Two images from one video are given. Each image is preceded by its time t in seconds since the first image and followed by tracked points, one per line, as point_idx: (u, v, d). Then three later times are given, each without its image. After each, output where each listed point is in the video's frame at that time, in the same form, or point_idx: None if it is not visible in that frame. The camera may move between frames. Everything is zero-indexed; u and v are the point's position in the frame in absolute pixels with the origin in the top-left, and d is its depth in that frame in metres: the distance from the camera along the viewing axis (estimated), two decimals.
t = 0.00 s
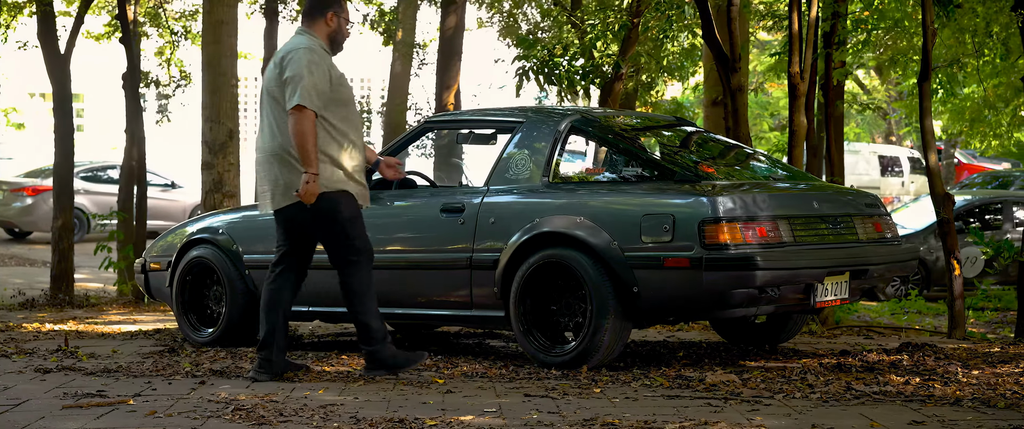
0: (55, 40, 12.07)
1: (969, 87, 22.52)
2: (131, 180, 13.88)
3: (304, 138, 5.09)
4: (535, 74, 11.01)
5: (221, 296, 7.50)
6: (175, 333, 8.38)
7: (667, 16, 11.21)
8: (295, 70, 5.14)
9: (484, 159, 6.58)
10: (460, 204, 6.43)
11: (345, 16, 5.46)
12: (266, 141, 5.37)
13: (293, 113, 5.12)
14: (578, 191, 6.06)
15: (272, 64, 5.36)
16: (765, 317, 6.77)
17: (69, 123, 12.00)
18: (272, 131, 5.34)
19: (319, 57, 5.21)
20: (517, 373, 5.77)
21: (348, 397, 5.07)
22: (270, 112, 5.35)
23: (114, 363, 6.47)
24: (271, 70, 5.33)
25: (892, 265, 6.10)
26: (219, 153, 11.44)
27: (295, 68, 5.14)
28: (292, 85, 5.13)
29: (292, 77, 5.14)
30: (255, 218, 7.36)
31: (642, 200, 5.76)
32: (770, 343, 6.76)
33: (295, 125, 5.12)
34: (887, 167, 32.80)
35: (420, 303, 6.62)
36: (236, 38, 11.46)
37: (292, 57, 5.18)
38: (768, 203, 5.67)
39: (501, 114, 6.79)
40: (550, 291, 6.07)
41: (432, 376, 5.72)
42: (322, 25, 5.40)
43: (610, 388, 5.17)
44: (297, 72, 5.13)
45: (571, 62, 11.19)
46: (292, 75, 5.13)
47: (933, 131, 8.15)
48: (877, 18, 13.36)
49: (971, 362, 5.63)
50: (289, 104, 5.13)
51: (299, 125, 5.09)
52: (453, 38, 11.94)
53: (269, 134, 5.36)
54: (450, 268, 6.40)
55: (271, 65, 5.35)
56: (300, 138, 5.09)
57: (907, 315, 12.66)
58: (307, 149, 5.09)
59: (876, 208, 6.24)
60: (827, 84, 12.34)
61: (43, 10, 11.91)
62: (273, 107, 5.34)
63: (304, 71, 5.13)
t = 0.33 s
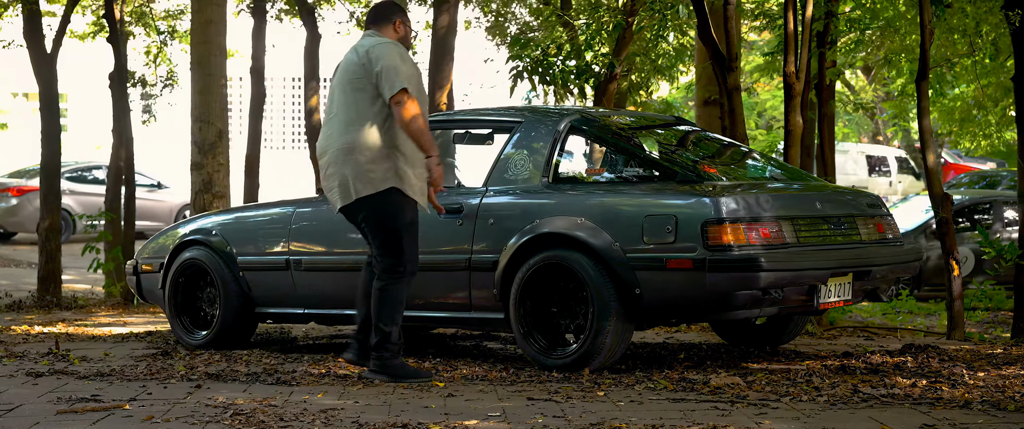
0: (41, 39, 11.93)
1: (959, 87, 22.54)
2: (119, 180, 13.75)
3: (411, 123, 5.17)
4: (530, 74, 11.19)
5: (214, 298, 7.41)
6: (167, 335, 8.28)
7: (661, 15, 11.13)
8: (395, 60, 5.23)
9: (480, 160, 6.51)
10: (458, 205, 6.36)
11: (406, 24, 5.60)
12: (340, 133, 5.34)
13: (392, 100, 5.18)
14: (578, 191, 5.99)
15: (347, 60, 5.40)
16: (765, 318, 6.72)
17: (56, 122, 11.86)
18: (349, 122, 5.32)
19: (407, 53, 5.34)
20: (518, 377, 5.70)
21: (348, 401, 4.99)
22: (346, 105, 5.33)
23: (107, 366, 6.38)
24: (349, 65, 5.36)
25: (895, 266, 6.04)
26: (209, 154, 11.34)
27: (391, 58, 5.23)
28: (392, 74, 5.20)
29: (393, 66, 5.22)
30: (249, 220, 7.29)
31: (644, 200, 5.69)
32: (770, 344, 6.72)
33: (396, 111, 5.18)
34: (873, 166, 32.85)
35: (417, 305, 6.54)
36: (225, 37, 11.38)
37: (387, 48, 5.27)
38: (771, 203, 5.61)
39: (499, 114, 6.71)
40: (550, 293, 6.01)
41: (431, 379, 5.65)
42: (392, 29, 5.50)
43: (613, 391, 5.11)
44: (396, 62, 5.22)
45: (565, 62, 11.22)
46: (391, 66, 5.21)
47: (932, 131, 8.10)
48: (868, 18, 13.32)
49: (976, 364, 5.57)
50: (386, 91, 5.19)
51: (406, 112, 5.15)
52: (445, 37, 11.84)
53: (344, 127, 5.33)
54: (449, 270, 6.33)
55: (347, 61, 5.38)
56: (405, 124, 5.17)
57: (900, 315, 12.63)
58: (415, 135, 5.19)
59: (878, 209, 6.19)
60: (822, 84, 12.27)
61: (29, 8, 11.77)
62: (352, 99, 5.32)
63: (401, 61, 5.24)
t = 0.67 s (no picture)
0: (27, 38, 11.79)
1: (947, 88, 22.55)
2: (107, 181, 13.64)
3: (467, 115, 5.14)
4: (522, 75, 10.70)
5: (208, 300, 7.33)
6: (159, 337, 8.19)
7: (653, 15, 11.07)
8: (445, 56, 5.25)
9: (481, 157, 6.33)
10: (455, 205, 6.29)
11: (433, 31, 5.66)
12: (388, 130, 5.27)
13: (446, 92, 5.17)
14: (578, 192, 5.93)
15: (390, 57, 5.37)
16: (764, 319, 6.69)
17: (44, 122, 11.74)
18: (397, 119, 5.25)
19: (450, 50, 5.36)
20: (518, 379, 5.65)
21: (348, 404, 4.92)
22: (392, 101, 5.28)
23: (99, 369, 6.29)
24: (395, 61, 5.33)
25: (896, 267, 6.00)
26: (198, 154, 11.24)
27: (440, 53, 5.25)
28: (444, 70, 5.20)
29: (443, 61, 5.22)
30: (242, 221, 7.21)
31: (645, 201, 5.64)
32: (770, 346, 6.69)
33: (449, 105, 5.15)
34: (860, 167, 32.90)
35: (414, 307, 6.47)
36: (213, 37, 11.20)
37: (435, 45, 5.27)
38: (773, 203, 5.56)
39: (496, 113, 6.64)
40: (551, 294, 5.95)
41: (431, 382, 5.58)
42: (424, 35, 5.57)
43: (616, 394, 5.06)
44: (446, 58, 5.24)
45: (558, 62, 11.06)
46: (442, 61, 5.22)
47: (928, 131, 8.06)
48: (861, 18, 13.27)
49: (979, 365, 5.53)
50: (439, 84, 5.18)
51: (464, 104, 5.13)
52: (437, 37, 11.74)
53: (392, 122, 5.26)
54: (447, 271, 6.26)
55: (391, 58, 5.35)
56: (460, 117, 5.14)
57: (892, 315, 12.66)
58: (470, 127, 5.13)
59: (879, 209, 6.15)
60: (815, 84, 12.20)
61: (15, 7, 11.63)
62: (399, 94, 5.27)
63: (449, 56, 5.27)
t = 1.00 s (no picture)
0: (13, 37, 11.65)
1: (936, 88, 22.57)
2: (94, 181, 13.51)
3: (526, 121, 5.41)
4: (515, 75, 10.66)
5: (201, 301, 7.24)
6: (150, 339, 8.09)
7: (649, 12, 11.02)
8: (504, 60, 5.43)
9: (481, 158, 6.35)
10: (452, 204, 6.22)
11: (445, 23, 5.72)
12: (456, 128, 5.32)
13: (513, 95, 5.38)
14: (579, 192, 5.87)
15: (445, 52, 5.38)
16: (764, 321, 6.64)
17: (30, 122, 11.60)
18: (464, 118, 5.33)
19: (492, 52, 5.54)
20: (519, 382, 5.59)
21: (348, 407, 4.85)
22: (456, 99, 5.34)
23: (92, 372, 6.20)
24: (456, 57, 5.36)
25: (900, 268, 5.95)
26: (187, 154, 11.14)
27: (500, 55, 5.42)
28: (507, 74, 5.40)
29: (505, 65, 5.41)
30: (236, 222, 7.11)
31: (648, 201, 5.58)
32: (769, 348, 6.64)
33: (516, 109, 5.37)
34: (845, 167, 32.94)
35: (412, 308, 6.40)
36: (202, 36, 11.10)
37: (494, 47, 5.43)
38: (777, 204, 5.50)
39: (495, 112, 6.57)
40: (551, 296, 5.89)
41: (432, 384, 5.52)
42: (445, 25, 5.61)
43: (620, 397, 5.00)
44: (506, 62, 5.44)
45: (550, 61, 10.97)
46: (505, 64, 5.41)
47: (927, 132, 8.02)
48: (854, 19, 13.25)
49: (985, 367, 5.49)
50: (508, 88, 5.37)
51: (526, 110, 5.40)
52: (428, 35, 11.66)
53: (459, 120, 5.33)
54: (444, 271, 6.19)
55: (448, 54, 5.37)
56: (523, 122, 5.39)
57: (882, 315, 12.64)
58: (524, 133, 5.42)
59: (882, 209, 6.10)
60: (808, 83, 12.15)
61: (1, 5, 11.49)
62: (464, 92, 5.35)
63: (505, 58, 5.46)
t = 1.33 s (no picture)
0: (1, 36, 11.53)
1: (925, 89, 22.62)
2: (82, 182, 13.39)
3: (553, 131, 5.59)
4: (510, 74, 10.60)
5: (196, 302, 7.16)
6: (143, 340, 7.99)
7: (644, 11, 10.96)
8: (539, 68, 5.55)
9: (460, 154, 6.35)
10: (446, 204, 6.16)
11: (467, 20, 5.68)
12: (505, 134, 5.34)
13: (553, 105, 5.52)
14: (580, 192, 5.81)
15: (496, 56, 5.37)
16: (765, 322, 6.59)
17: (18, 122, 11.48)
18: (513, 124, 5.37)
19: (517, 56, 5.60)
20: (520, 385, 5.52)
21: (350, 410, 4.78)
22: (507, 104, 5.36)
23: (86, 374, 6.11)
24: (507, 62, 5.38)
25: (904, 269, 5.91)
26: (177, 154, 11.04)
27: (541, 64, 5.52)
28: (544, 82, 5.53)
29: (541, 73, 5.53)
30: (231, 222, 7.03)
31: (651, 202, 5.52)
32: (770, 349, 6.59)
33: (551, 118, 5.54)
34: (832, 167, 33.02)
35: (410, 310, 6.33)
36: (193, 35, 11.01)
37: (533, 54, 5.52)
38: (782, 204, 5.46)
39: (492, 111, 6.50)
40: (552, 298, 5.84)
41: (433, 387, 5.45)
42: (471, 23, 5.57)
43: (625, 399, 4.94)
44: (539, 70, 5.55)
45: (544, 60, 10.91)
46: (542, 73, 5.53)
47: (925, 132, 7.99)
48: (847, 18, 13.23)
49: (991, 369, 5.45)
50: (552, 98, 5.50)
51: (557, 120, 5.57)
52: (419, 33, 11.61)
53: (509, 125, 5.36)
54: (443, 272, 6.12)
55: (501, 58, 5.37)
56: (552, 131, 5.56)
57: (873, 316, 12.62)
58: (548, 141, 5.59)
59: (885, 209, 6.06)
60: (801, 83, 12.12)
61: None
62: (512, 98, 5.38)
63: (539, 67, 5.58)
